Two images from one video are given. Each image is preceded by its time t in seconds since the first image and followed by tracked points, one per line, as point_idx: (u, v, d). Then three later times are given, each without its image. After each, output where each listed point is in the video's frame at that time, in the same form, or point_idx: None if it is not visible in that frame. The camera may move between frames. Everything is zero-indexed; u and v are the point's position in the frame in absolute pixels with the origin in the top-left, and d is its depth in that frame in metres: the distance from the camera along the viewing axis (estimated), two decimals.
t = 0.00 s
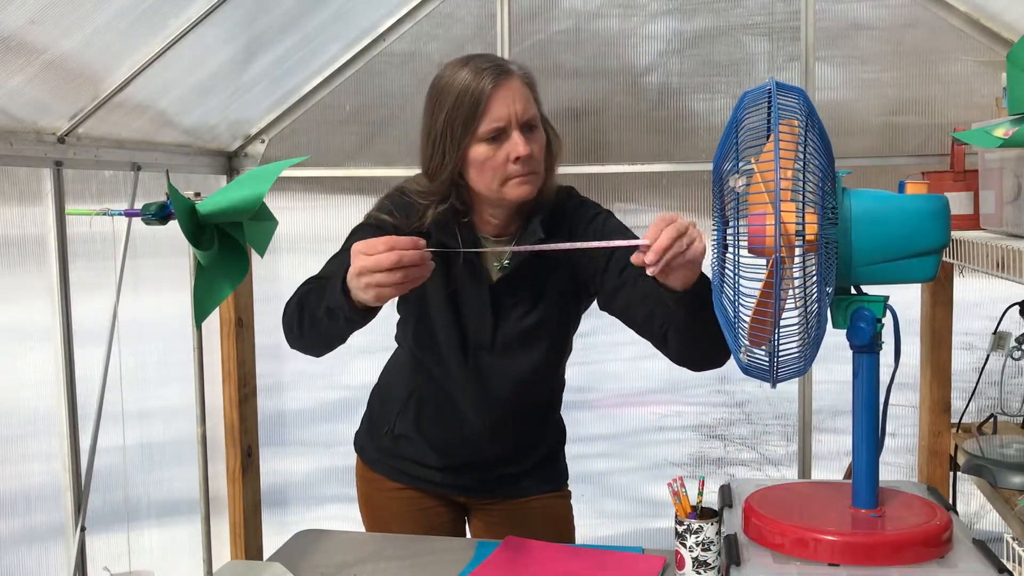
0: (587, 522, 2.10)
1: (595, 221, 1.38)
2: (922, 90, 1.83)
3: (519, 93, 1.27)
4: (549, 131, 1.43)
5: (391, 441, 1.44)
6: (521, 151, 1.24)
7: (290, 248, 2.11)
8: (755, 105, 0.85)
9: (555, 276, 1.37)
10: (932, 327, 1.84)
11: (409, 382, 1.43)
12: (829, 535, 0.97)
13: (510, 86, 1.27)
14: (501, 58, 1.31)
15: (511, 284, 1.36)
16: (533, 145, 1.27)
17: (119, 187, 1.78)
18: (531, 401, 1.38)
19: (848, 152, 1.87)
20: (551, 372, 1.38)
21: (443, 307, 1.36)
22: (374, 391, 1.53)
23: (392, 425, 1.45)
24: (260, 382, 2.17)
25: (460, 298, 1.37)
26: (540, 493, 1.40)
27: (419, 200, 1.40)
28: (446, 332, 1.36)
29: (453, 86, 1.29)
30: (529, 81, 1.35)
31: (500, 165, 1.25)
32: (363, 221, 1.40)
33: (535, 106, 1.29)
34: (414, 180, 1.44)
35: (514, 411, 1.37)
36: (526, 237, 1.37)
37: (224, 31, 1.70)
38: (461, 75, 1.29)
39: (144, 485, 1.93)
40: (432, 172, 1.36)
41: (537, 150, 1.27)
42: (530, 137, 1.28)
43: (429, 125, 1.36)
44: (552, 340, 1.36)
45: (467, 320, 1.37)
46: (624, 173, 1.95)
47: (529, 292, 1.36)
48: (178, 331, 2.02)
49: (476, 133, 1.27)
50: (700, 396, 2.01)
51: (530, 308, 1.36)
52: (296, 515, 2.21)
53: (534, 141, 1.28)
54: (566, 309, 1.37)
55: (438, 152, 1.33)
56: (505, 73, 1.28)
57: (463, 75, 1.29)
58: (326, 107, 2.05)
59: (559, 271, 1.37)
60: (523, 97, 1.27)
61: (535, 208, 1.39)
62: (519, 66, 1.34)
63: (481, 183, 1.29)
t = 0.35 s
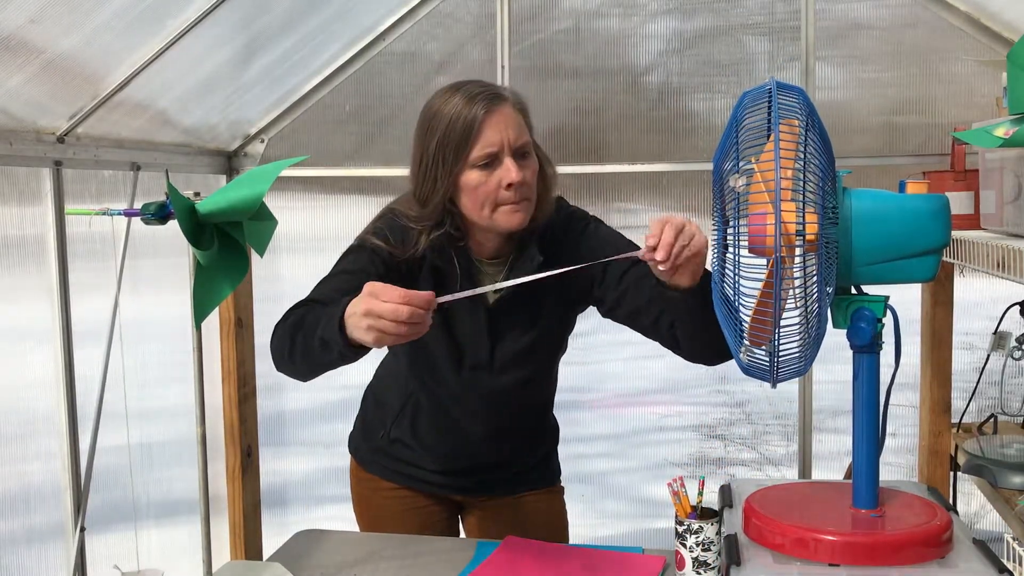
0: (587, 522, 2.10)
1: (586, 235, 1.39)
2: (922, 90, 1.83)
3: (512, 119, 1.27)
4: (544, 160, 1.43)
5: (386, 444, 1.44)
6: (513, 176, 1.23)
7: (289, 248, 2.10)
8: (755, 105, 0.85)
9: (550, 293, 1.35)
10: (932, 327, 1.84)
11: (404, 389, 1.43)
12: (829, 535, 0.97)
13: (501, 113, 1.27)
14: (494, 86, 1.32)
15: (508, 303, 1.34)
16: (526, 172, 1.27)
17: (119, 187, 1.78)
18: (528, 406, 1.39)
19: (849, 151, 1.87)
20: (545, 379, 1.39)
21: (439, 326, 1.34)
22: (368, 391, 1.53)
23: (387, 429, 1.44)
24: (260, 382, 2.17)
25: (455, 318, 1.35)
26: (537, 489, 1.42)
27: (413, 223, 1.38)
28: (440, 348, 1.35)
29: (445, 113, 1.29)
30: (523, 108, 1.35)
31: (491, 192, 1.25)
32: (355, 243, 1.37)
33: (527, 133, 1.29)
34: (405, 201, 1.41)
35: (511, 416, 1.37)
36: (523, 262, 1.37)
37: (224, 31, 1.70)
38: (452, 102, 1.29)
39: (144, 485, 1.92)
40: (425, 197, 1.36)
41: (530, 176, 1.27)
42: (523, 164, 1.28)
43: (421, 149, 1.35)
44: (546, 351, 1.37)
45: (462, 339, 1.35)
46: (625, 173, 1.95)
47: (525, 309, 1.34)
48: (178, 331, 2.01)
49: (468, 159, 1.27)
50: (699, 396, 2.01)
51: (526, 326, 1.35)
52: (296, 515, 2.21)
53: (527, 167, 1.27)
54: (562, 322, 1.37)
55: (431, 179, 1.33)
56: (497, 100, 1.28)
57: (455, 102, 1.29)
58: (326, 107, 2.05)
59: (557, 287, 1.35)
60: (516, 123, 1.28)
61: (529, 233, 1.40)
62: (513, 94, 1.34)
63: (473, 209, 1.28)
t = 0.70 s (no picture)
0: (588, 523, 2.10)
1: (576, 218, 1.38)
2: (922, 90, 1.83)
3: (501, 123, 1.27)
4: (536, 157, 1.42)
5: (389, 442, 1.44)
6: (503, 181, 1.24)
7: (289, 248, 2.10)
8: (754, 105, 0.85)
9: (543, 280, 1.36)
10: (932, 327, 1.84)
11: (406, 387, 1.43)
12: (829, 535, 0.97)
13: (489, 117, 1.27)
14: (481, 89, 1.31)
15: (504, 297, 1.34)
16: (517, 174, 1.27)
17: (119, 187, 1.78)
18: (526, 400, 1.38)
19: (849, 151, 1.87)
20: (543, 370, 1.39)
21: (434, 320, 1.36)
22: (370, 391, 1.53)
23: (389, 427, 1.44)
24: (260, 382, 2.17)
25: (452, 313, 1.36)
26: (538, 489, 1.41)
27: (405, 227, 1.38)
28: (436, 343, 1.36)
29: (434, 119, 1.29)
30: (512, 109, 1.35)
31: (482, 196, 1.25)
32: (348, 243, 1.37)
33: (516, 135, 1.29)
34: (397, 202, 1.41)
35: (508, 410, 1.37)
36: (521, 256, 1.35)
37: (224, 31, 1.70)
38: (441, 108, 1.29)
39: (144, 485, 1.93)
40: (417, 203, 1.36)
41: (520, 179, 1.26)
42: (513, 166, 1.28)
43: (413, 154, 1.35)
44: (541, 342, 1.37)
45: (459, 334, 1.36)
46: (624, 173, 1.95)
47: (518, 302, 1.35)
48: (178, 331, 2.02)
49: (458, 165, 1.27)
50: (699, 396, 2.01)
51: (519, 317, 1.35)
52: (296, 515, 2.21)
53: (518, 169, 1.27)
54: (557, 313, 1.37)
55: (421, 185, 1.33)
56: (484, 104, 1.28)
57: (442, 109, 1.29)
58: (326, 107, 2.05)
59: (552, 279, 1.36)
60: (505, 126, 1.28)
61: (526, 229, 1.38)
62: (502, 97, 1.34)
63: (466, 214, 1.29)
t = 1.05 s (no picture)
0: (590, 522, 2.10)
1: (575, 213, 1.38)
2: (922, 90, 1.83)
3: (491, 109, 1.27)
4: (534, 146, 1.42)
5: (391, 441, 1.43)
6: (502, 166, 1.23)
7: (289, 248, 2.11)
8: (755, 105, 0.85)
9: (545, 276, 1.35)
10: (932, 327, 1.84)
11: (409, 385, 1.42)
12: (829, 535, 0.97)
13: (481, 103, 1.27)
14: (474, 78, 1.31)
15: (505, 295, 1.34)
16: (514, 160, 1.26)
17: (120, 187, 1.78)
18: (528, 397, 1.37)
19: (849, 151, 1.87)
20: (546, 368, 1.38)
21: (437, 317, 1.36)
22: (371, 389, 1.52)
23: (392, 425, 1.43)
24: (260, 382, 2.17)
25: (453, 312, 1.36)
26: (541, 489, 1.40)
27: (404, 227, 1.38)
28: (437, 341, 1.36)
29: (427, 110, 1.29)
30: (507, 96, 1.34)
31: (481, 183, 1.25)
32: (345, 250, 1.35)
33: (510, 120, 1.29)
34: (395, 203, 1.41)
35: (511, 408, 1.36)
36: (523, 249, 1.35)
37: (224, 31, 1.70)
38: (434, 99, 1.29)
39: (144, 485, 1.93)
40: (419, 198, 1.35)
41: (519, 164, 1.26)
42: (510, 151, 1.28)
43: (411, 148, 1.35)
44: (543, 338, 1.36)
45: (462, 332, 1.36)
46: (624, 173, 1.95)
47: (520, 299, 1.34)
48: (178, 331, 2.02)
49: (453, 154, 1.27)
50: (700, 396, 2.01)
51: (521, 314, 1.35)
52: (295, 515, 2.21)
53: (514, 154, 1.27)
54: (559, 310, 1.37)
55: (420, 177, 1.34)
56: (477, 91, 1.28)
57: (435, 98, 1.29)
58: (326, 107, 2.05)
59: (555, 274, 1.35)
60: (496, 112, 1.27)
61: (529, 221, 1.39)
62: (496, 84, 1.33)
63: (465, 203, 1.29)
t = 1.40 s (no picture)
0: (591, 523, 2.10)
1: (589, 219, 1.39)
2: (922, 90, 1.83)
3: (477, 145, 1.23)
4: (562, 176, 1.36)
5: (397, 440, 1.43)
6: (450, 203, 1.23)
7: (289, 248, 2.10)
8: (755, 105, 0.85)
9: (554, 279, 1.37)
10: (932, 327, 1.84)
11: (416, 384, 1.42)
12: (829, 535, 0.97)
13: (470, 137, 1.23)
14: (488, 105, 1.27)
15: (512, 297, 1.36)
16: (473, 199, 1.23)
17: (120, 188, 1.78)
18: (534, 398, 1.38)
19: (848, 151, 1.87)
20: (552, 370, 1.39)
21: (446, 316, 1.38)
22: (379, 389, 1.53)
23: (398, 424, 1.43)
24: (260, 382, 2.17)
25: (465, 312, 1.38)
26: (545, 491, 1.40)
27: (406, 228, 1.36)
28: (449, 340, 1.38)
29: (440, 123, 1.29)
30: (524, 128, 1.29)
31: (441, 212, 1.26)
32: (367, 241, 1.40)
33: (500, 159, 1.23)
34: (407, 204, 1.40)
35: (517, 409, 1.37)
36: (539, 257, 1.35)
37: (224, 31, 1.70)
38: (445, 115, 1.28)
39: (145, 485, 1.93)
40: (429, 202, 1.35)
41: (475, 204, 1.23)
42: (478, 191, 1.24)
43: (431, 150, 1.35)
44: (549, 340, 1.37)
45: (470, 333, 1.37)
46: (624, 173, 1.95)
47: (528, 301, 1.36)
48: (178, 331, 2.02)
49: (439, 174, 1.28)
50: (700, 396, 2.01)
51: (528, 316, 1.36)
52: (295, 515, 2.21)
53: (477, 195, 1.23)
54: (566, 312, 1.38)
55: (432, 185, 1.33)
56: (476, 122, 1.25)
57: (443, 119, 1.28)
58: (326, 107, 2.05)
59: (566, 279, 1.37)
60: (481, 149, 1.23)
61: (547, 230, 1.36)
62: (514, 115, 1.28)
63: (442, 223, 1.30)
